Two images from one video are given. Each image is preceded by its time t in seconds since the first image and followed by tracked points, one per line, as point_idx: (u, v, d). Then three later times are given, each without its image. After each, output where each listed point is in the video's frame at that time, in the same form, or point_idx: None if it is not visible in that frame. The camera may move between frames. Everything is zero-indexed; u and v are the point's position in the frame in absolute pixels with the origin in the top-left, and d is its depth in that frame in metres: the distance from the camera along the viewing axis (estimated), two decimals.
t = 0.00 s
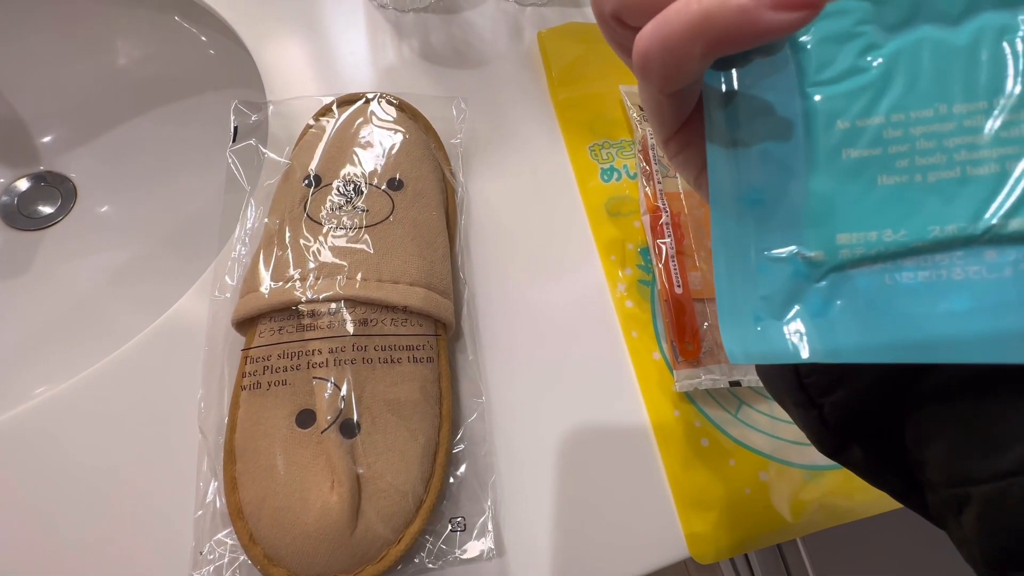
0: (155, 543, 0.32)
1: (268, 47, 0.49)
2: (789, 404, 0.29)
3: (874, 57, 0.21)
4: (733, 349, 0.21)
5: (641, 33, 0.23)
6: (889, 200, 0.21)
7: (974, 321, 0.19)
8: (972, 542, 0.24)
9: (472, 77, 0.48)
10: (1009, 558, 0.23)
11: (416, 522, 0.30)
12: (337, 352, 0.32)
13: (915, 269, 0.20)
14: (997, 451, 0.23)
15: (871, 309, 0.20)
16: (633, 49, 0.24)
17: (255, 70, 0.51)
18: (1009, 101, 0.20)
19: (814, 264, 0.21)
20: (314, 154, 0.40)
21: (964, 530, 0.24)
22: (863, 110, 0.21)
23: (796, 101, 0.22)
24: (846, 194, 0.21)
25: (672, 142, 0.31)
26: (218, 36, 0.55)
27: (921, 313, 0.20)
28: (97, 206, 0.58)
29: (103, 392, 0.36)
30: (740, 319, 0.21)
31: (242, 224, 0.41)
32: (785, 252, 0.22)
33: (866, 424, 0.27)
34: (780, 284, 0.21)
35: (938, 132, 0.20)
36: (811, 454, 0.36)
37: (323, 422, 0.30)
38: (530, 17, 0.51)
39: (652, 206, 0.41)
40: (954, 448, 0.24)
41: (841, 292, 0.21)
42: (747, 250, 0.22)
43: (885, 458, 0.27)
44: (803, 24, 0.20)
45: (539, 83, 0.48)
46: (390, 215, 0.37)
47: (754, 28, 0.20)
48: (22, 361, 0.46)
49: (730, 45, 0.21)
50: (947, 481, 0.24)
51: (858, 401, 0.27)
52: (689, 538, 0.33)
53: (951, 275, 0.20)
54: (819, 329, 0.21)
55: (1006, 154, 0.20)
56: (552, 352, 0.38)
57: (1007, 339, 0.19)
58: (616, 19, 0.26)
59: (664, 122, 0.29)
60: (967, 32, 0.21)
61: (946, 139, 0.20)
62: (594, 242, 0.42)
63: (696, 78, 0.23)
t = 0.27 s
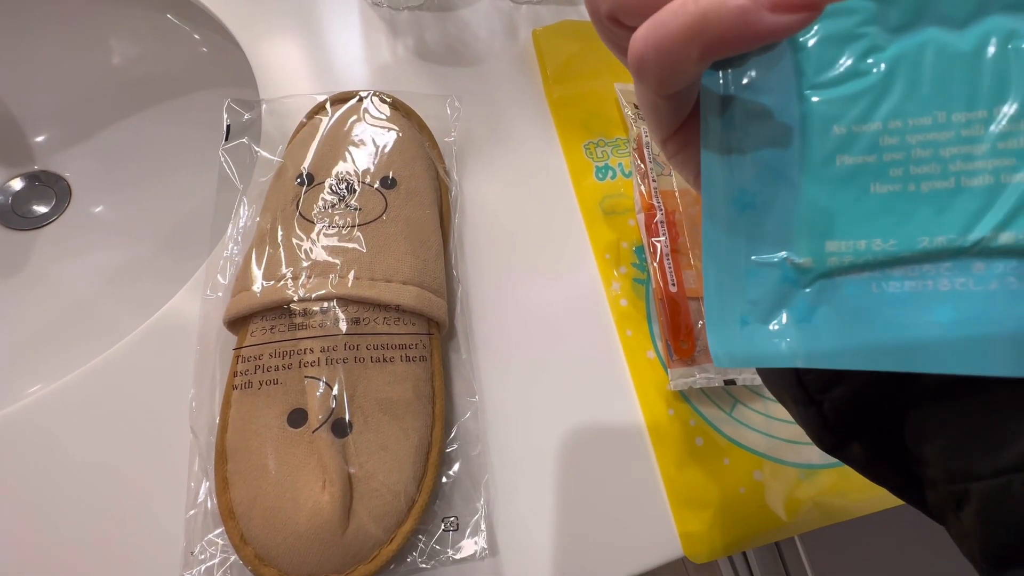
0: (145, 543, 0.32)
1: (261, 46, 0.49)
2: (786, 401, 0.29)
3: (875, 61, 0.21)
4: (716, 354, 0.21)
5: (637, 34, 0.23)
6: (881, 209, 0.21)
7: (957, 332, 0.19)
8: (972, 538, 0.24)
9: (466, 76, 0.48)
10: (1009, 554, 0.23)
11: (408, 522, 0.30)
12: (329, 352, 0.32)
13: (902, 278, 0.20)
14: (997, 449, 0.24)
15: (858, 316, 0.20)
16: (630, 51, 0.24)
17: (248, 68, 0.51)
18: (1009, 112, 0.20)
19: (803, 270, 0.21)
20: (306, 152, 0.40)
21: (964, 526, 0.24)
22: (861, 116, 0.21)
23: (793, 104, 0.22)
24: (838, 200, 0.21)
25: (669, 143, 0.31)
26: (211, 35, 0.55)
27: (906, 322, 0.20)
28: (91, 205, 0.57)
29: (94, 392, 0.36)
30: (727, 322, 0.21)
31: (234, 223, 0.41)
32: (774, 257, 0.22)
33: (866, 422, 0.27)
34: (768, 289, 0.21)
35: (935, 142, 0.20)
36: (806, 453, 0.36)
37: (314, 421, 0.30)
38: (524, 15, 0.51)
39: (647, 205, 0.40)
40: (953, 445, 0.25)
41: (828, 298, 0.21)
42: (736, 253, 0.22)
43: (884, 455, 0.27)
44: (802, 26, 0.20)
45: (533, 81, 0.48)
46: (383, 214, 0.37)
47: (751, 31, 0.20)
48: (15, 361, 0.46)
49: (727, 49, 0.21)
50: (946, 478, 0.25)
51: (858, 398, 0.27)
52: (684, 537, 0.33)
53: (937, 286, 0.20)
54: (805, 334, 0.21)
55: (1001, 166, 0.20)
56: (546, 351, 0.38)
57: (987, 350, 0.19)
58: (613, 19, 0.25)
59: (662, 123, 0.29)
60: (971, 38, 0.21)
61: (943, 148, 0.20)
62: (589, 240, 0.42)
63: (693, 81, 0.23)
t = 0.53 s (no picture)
0: (141, 548, 0.32)
1: (258, 49, 0.49)
2: (784, 400, 0.29)
3: (875, 76, 0.21)
4: (704, 366, 0.22)
5: (633, 44, 0.22)
6: (872, 228, 0.21)
7: (938, 352, 0.20)
8: (971, 538, 0.24)
9: (464, 79, 0.48)
10: (1006, 553, 0.23)
11: (404, 527, 0.30)
12: (325, 357, 0.32)
13: (890, 297, 0.20)
14: (994, 449, 0.23)
15: (844, 333, 0.21)
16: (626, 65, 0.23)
17: (246, 72, 0.51)
18: (1007, 133, 0.20)
19: (792, 286, 0.21)
20: (303, 156, 0.40)
21: (961, 527, 0.25)
22: (857, 133, 0.21)
23: (790, 120, 0.21)
24: (830, 218, 0.21)
25: (668, 155, 0.30)
26: (208, 38, 0.55)
27: (890, 341, 0.20)
28: (88, 209, 0.57)
29: (90, 397, 0.36)
30: (716, 335, 0.22)
31: (231, 226, 0.41)
32: (765, 272, 0.22)
33: (865, 422, 0.28)
34: (758, 303, 0.22)
35: (930, 162, 0.20)
36: (802, 456, 0.36)
37: (310, 426, 0.30)
38: (521, 18, 0.51)
39: (644, 209, 0.40)
40: (951, 443, 0.25)
41: (817, 314, 0.21)
42: (728, 266, 0.22)
43: (884, 455, 0.27)
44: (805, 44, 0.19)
45: (530, 85, 0.48)
46: (380, 218, 0.37)
47: (754, 48, 0.20)
48: (12, 365, 0.46)
49: (727, 66, 0.20)
50: (943, 478, 0.25)
51: (855, 399, 0.27)
52: (681, 541, 0.33)
53: (923, 306, 0.20)
54: (791, 349, 0.21)
55: (995, 189, 0.20)
56: (542, 356, 0.38)
57: (967, 370, 0.20)
58: (606, 29, 0.25)
59: (659, 135, 0.29)
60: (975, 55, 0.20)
61: (937, 169, 0.20)
62: (586, 244, 0.42)
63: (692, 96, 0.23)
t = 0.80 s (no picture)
0: (140, 558, 0.32)
1: (258, 56, 0.49)
2: (782, 402, 0.29)
3: (876, 89, 0.21)
4: (700, 370, 0.22)
5: (637, 51, 0.22)
6: (868, 239, 0.21)
7: (930, 364, 0.20)
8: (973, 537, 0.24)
9: (463, 86, 0.48)
10: (1008, 553, 0.23)
11: (403, 537, 0.30)
12: (324, 365, 0.32)
13: (883, 307, 0.20)
14: (993, 449, 0.23)
15: (837, 343, 0.21)
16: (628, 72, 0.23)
17: (245, 78, 0.51)
18: (1007, 148, 0.19)
19: (788, 295, 0.21)
20: (302, 164, 0.40)
21: (961, 527, 0.25)
22: (855, 146, 0.21)
23: (790, 132, 0.22)
24: (826, 229, 0.21)
25: (671, 162, 0.30)
26: (207, 44, 0.54)
27: (883, 351, 0.20)
28: (88, 214, 0.57)
29: (88, 405, 0.36)
30: (710, 342, 0.22)
31: (230, 233, 0.41)
32: (761, 282, 0.22)
33: (865, 423, 0.27)
34: (753, 311, 0.22)
35: (927, 176, 0.20)
36: (803, 463, 0.36)
37: (309, 435, 0.30)
38: (521, 24, 0.51)
39: (644, 215, 0.40)
40: (952, 442, 0.24)
41: (811, 323, 0.21)
42: (725, 275, 0.22)
43: (884, 455, 0.27)
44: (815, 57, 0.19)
45: (530, 91, 0.48)
46: (379, 225, 0.37)
47: (761, 60, 0.19)
48: (11, 371, 0.46)
49: (733, 78, 0.20)
50: (943, 479, 0.25)
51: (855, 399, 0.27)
52: (681, 549, 0.33)
53: (917, 318, 0.20)
54: (785, 358, 0.21)
55: (991, 204, 0.20)
56: (542, 362, 0.38)
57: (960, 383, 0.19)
58: (609, 37, 0.25)
59: (662, 143, 0.29)
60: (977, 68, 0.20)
61: (934, 183, 0.20)
62: (586, 251, 0.42)
63: (697, 105, 0.22)
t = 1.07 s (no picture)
0: (139, 566, 0.32)
1: (257, 61, 0.49)
2: (782, 407, 0.29)
3: (872, 101, 0.20)
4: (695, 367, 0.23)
5: (636, 64, 0.22)
6: (864, 252, 0.20)
7: (925, 373, 0.20)
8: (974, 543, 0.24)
9: (463, 91, 0.48)
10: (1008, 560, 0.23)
11: (403, 546, 0.30)
12: (323, 373, 0.32)
13: (879, 318, 0.20)
14: (993, 458, 0.23)
15: (832, 354, 0.21)
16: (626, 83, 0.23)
17: (245, 84, 0.51)
18: (1002, 161, 0.19)
19: (785, 306, 0.21)
20: (302, 170, 0.40)
21: (964, 536, 0.24)
22: (852, 156, 0.20)
23: (786, 143, 0.21)
24: (822, 241, 0.21)
25: (669, 173, 0.30)
26: (206, 49, 0.54)
27: (879, 361, 0.20)
28: (88, 219, 0.57)
29: (87, 412, 0.36)
30: (709, 350, 0.23)
31: (230, 238, 0.41)
32: (758, 292, 0.22)
33: (865, 431, 0.27)
34: (750, 321, 0.22)
35: (923, 188, 0.20)
36: (804, 470, 0.36)
37: (309, 444, 0.30)
38: (521, 29, 0.51)
39: (644, 221, 0.40)
40: (952, 450, 0.24)
41: (808, 333, 0.21)
42: (722, 285, 0.22)
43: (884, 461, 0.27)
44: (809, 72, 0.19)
45: (529, 97, 0.48)
46: (379, 232, 0.37)
47: (755, 74, 0.19)
48: (10, 377, 0.46)
49: (730, 91, 0.20)
50: (943, 486, 0.25)
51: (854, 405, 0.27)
52: (682, 557, 0.33)
53: (912, 328, 0.20)
54: (782, 365, 0.21)
55: (986, 216, 0.19)
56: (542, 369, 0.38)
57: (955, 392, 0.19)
58: (606, 51, 0.26)
59: (660, 153, 0.29)
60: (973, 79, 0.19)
61: (930, 195, 0.20)
62: (586, 257, 0.42)
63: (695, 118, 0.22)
